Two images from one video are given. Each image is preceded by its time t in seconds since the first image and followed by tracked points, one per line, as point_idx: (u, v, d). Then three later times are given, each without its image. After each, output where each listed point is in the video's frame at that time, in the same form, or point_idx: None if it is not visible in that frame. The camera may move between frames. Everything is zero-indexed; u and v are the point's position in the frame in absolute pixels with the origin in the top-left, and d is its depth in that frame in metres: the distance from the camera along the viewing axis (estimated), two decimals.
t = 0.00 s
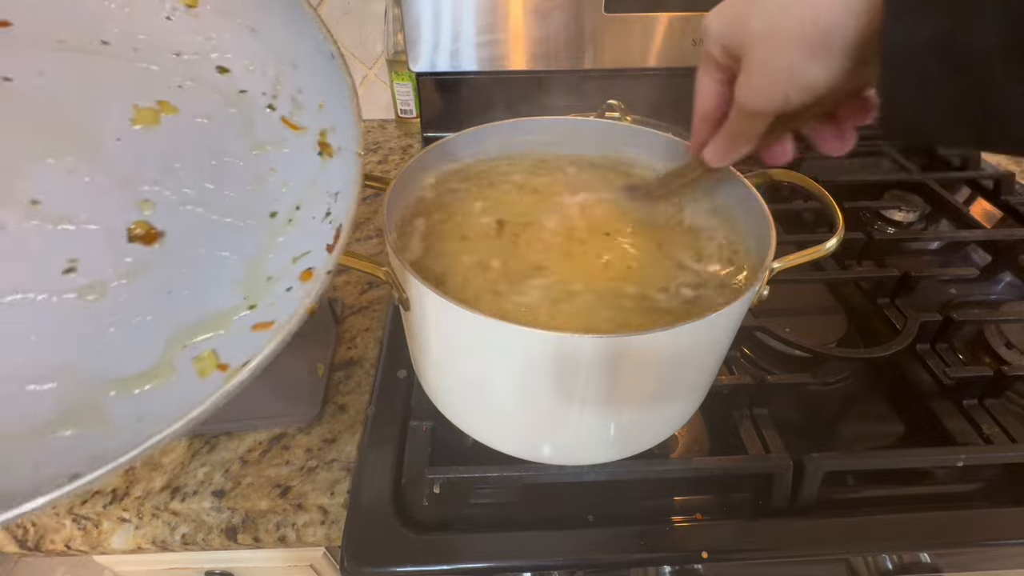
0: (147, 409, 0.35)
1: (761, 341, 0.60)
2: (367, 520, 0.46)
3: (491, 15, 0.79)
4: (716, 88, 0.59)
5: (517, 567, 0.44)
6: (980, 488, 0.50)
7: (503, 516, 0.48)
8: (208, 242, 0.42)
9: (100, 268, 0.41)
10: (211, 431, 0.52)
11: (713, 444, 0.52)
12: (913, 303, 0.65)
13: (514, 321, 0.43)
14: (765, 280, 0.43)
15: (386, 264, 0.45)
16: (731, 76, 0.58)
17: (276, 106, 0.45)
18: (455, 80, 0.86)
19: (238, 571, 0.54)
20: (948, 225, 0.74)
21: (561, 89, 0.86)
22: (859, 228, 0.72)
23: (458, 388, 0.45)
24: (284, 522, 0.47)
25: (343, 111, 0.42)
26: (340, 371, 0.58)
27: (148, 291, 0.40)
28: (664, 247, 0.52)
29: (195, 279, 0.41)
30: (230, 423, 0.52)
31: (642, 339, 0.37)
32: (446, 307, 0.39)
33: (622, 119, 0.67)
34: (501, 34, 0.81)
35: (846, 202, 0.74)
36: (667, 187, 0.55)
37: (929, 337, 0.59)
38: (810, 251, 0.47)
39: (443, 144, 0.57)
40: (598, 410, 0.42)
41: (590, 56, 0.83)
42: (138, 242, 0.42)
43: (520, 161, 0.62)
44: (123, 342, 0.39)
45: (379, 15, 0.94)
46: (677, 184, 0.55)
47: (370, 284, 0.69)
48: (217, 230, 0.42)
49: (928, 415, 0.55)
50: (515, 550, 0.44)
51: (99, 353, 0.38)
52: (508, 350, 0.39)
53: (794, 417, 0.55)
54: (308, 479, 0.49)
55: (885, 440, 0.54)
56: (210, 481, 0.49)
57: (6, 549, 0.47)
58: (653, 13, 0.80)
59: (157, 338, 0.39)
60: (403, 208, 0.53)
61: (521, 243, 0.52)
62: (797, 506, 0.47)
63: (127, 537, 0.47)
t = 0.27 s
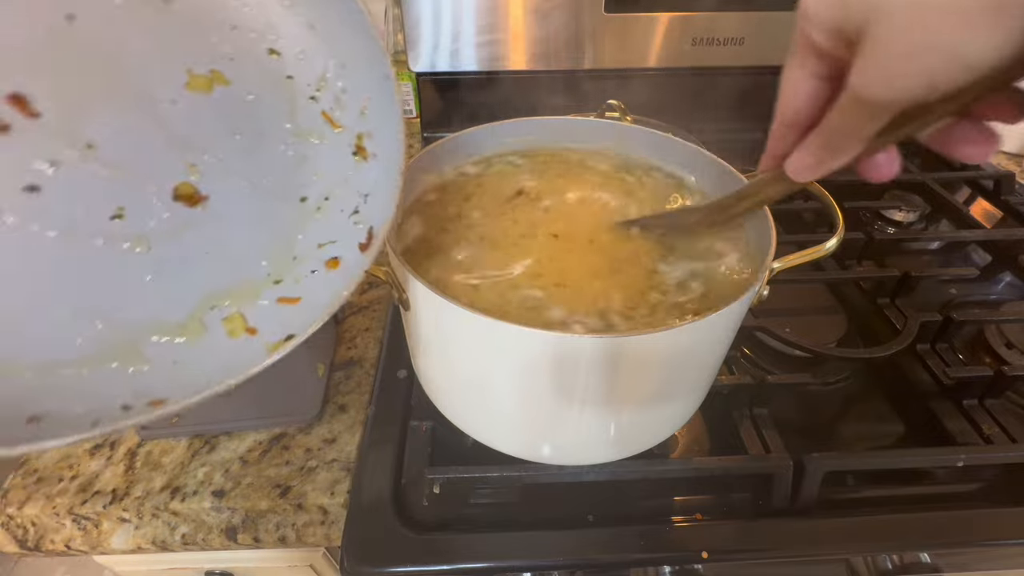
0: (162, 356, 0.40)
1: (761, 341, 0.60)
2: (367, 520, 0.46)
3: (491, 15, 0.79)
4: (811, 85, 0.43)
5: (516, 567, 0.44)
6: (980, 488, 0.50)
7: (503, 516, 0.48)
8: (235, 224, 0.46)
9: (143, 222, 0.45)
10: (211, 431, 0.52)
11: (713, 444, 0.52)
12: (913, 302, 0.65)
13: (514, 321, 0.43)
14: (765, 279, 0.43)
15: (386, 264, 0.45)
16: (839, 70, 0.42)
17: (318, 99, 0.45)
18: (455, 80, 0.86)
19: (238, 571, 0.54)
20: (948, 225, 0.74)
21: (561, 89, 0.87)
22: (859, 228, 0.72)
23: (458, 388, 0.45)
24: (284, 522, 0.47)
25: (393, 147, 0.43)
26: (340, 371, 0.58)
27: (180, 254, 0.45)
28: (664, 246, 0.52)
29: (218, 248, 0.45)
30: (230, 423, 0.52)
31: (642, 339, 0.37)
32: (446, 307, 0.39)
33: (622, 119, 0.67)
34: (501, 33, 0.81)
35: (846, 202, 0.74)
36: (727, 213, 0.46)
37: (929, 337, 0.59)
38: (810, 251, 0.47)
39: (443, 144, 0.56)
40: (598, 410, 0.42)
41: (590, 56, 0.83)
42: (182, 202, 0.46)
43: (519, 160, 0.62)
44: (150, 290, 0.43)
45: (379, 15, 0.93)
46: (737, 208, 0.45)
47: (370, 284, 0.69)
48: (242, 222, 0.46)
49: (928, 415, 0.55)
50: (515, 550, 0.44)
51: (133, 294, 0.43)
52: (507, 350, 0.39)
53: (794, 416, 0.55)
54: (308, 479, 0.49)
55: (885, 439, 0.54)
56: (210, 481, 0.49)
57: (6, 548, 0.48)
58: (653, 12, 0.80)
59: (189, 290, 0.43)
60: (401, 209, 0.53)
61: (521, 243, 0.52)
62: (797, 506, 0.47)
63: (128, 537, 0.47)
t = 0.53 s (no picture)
0: (219, 258, 0.37)
1: (761, 341, 0.60)
2: (367, 520, 0.46)
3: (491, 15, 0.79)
4: None
5: (516, 567, 0.44)
6: (980, 488, 0.50)
7: (503, 516, 0.48)
8: (264, 123, 0.37)
9: (246, 103, 0.36)
10: (211, 431, 0.52)
11: (713, 445, 0.52)
12: (913, 303, 0.65)
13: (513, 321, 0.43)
14: (765, 279, 0.43)
15: (386, 264, 0.45)
16: None
17: (416, 35, 0.39)
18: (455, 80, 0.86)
19: (238, 571, 0.54)
20: (948, 224, 0.74)
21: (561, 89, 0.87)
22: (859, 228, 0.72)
23: (458, 389, 0.45)
24: (284, 522, 0.47)
25: (477, 97, 0.43)
26: (340, 371, 0.58)
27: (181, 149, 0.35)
28: (664, 246, 0.52)
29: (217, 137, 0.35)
30: (230, 423, 0.52)
31: (642, 339, 0.37)
32: (446, 306, 0.39)
33: (622, 119, 0.66)
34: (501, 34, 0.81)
35: (846, 202, 0.74)
36: (794, 137, 0.43)
37: (929, 337, 0.59)
38: (810, 251, 0.47)
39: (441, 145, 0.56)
40: (598, 410, 0.42)
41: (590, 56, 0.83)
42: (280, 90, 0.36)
43: (519, 160, 0.62)
44: (145, 172, 0.34)
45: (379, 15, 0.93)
46: (806, 131, 0.43)
47: (370, 284, 0.69)
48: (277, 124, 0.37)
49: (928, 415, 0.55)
50: (515, 550, 0.44)
51: (110, 178, 0.33)
52: (508, 350, 0.39)
53: (794, 417, 0.55)
54: (308, 479, 0.49)
55: (885, 440, 0.54)
56: (210, 481, 0.49)
57: (6, 549, 0.48)
58: (653, 12, 0.80)
59: (230, 190, 0.37)
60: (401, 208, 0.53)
61: (521, 243, 0.52)
62: (798, 506, 0.47)
63: (127, 537, 0.47)
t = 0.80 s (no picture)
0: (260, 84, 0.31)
1: (761, 341, 0.60)
2: (367, 520, 0.46)
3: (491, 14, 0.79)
4: None
5: (517, 567, 0.44)
6: (980, 488, 0.50)
7: (503, 516, 0.48)
8: None
9: None
10: (211, 431, 0.52)
11: (713, 445, 0.52)
12: (913, 303, 0.65)
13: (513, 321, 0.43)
14: (765, 280, 0.43)
15: (385, 264, 0.45)
16: None
17: None
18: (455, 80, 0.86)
19: (238, 571, 0.54)
20: (948, 225, 0.74)
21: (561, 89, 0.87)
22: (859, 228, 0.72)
23: (458, 389, 0.45)
24: (284, 522, 0.47)
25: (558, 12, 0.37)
26: (340, 371, 0.58)
27: None
28: (663, 247, 0.52)
29: None
30: (230, 423, 0.52)
31: (643, 339, 0.37)
32: (446, 306, 0.39)
33: (622, 119, 0.66)
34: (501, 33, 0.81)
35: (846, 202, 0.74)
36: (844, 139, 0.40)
37: (928, 337, 0.59)
38: (810, 251, 0.47)
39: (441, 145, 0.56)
40: (598, 410, 0.42)
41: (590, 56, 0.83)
42: None
43: (520, 161, 0.62)
44: None
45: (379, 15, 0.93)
46: (861, 130, 0.39)
47: (370, 284, 0.69)
48: None
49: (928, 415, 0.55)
50: (516, 550, 0.44)
51: None
52: (508, 350, 0.38)
53: (794, 416, 0.55)
54: (308, 479, 0.49)
55: (884, 440, 0.54)
56: (210, 481, 0.49)
57: (6, 549, 0.47)
58: (653, 12, 0.80)
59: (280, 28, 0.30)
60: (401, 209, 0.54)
61: (521, 243, 0.52)
62: (797, 506, 0.47)
63: (127, 537, 0.47)
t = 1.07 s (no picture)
0: None
1: (761, 341, 0.60)
2: (367, 520, 0.46)
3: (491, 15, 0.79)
4: None
5: (517, 567, 0.44)
6: (980, 488, 0.50)
7: (503, 516, 0.48)
8: None
9: None
10: (212, 431, 0.52)
11: (713, 444, 0.52)
12: (913, 303, 0.65)
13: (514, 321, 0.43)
14: (765, 279, 0.43)
15: (385, 264, 0.45)
16: None
17: None
18: (455, 80, 0.86)
19: (238, 571, 0.54)
20: (948, 224, 0.74)
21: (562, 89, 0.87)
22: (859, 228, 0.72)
23: (458, 389, 0.45)
24: (284, 522, 0.47)
25: None
26: (340, 371, 0.58)
27: None
28: (664, 247, 0.52)
29: None
30: (230, 423, 0.52)
31: (643, 339, 0.37)
32: (446, 306, 0.39)
33: (622, 119, 0.66)
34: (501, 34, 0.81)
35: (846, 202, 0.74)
36: (851, 163, 0.41)
37: (928, 337, 0.59)
38: (810, 251, 0.47)
39: (443, 145, 0.56)
40: (598, 410, 0.42)
41: (590, 56, 0.83)
42: None
43: (521, 160, 0.62)
44: None
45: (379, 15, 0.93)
46: (865, 158, 0.40)
47: (370, 284, 0.69)
48: None
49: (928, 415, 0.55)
50: (516, 549, 0.44)
51: None
52: (508, 350, 0.38)
53: (794, 416, 0.55)
54: (308, 479, 0.49)
55: (884, 439, 0.54)
56: (210, 481, 0.49)
57: (6, 549, 0.47)
58: (653, 12, 0.80)
59: None
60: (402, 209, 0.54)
61: (522, 243, 0.52)
62: (797, 506, 0.47)
63: (127, 537, 0.47)
